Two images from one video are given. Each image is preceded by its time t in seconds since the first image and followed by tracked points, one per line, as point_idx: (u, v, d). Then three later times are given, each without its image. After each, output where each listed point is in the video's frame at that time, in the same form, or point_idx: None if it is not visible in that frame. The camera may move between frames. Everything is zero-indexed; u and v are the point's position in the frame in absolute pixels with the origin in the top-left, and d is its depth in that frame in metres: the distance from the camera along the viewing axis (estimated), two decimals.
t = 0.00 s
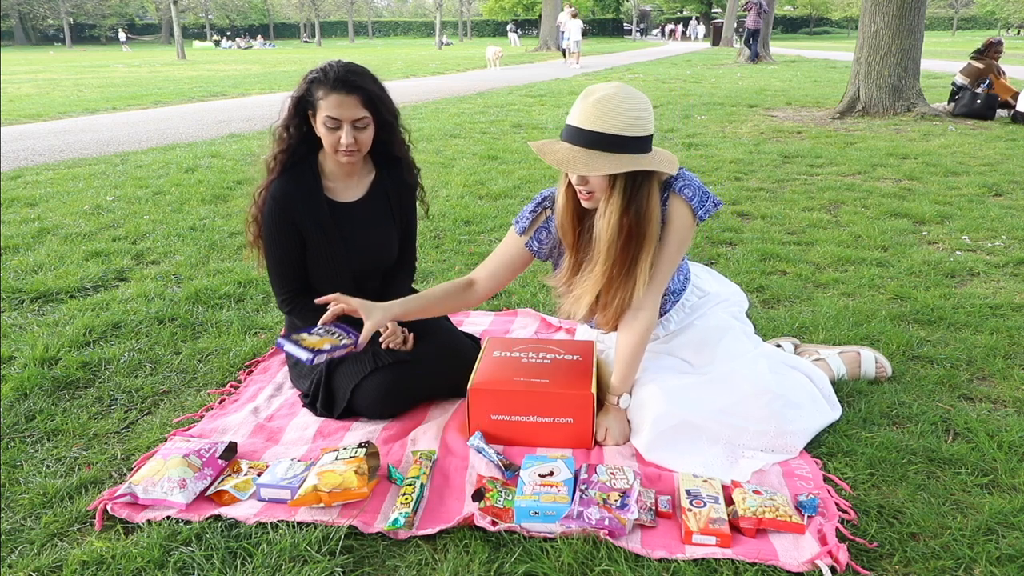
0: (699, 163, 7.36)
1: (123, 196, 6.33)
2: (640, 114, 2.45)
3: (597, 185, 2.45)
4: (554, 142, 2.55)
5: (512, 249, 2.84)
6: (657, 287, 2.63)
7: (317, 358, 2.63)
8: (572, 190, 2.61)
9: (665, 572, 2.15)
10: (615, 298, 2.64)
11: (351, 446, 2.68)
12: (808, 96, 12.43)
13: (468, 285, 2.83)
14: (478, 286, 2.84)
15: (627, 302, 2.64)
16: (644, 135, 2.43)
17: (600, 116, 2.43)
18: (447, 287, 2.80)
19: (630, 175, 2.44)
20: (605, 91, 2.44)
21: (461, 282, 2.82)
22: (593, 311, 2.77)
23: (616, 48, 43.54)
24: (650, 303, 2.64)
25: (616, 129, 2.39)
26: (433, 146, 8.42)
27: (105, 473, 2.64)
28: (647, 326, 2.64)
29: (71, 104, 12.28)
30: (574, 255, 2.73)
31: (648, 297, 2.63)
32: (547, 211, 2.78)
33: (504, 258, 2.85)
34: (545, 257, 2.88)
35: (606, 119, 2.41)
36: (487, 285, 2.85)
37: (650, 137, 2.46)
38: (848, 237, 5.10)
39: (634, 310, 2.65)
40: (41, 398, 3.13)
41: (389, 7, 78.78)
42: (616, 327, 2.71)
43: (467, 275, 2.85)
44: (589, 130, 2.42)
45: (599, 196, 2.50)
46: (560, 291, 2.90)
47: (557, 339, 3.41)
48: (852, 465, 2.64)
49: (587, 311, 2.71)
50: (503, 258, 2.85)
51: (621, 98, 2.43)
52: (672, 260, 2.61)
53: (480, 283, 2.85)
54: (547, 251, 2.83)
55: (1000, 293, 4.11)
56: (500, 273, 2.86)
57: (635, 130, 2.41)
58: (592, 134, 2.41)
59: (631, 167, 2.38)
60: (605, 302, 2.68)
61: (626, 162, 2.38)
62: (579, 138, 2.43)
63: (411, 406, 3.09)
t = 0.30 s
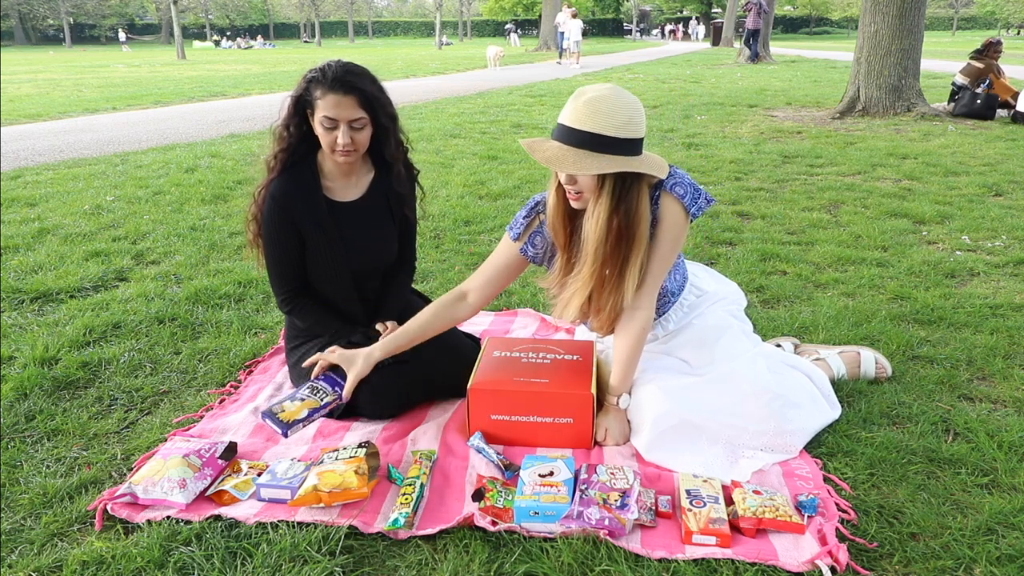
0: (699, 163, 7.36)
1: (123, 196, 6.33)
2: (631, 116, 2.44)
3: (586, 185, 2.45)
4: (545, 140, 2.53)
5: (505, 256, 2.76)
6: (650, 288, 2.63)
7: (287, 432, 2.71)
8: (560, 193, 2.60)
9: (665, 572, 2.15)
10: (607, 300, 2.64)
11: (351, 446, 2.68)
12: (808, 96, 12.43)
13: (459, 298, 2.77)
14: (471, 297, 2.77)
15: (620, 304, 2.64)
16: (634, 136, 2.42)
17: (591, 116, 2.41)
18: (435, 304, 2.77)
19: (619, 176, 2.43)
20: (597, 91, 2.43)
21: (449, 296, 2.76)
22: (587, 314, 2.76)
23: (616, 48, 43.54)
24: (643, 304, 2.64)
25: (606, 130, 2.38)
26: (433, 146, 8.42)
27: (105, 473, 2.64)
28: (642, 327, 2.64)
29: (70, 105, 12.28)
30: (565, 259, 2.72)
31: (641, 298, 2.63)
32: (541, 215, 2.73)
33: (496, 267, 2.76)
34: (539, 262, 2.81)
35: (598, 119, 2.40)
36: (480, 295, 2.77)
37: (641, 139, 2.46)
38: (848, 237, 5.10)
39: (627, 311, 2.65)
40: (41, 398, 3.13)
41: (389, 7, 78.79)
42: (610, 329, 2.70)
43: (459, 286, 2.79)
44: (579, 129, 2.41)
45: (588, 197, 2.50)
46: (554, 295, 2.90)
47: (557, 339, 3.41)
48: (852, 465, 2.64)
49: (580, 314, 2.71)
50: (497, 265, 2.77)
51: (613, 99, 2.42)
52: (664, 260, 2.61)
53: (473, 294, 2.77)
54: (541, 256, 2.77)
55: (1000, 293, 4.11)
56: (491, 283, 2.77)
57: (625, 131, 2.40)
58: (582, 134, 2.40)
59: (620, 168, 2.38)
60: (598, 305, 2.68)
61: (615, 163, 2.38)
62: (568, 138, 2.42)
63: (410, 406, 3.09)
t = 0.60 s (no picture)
0: (699, 163, 7.36)
1: (123, 196, 6.33)
2: (627, 117, 2.44)
3: (583, 188, 2.44)
4: (541, 143, 2.53)
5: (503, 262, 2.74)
6: (647, 288, 2.63)
7: (293, 455, 2.72)
8: (555, 196, 2.59)
9: (665, 572, 2.16)
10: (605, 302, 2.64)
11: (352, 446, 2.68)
12: (808, 96, 12.43)
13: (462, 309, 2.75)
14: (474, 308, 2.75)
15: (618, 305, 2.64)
16: (630, 137, 2.41)
17: (587, 118, 2.41)
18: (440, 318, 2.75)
19: (615, 179, 2.42)
20: (592, 94, 2.43)
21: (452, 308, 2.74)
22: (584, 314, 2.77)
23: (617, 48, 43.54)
24: (641, 304, 2.65)
25: (601, 131, 2.38)
26: (432, 146, 8.41)
27: (105, 473, 2.64)
28: (640, 327, 2.65)
29: (70, 104, 12.28)
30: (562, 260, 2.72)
31: (639, 298, 2.64)
32: (538, 219, 2.72)
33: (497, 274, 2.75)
34: (539, 266, 2.79)
35: (594, 121, 2.40)
36: (482, 305, 2.75)
37: (637, 140, 2.45)
38: (848, 237, 5.10)
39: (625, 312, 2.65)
40: (41, 398, 3.13)
41: (389, 7, 78.78)
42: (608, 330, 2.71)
43: (460, 298, 2.76)
44: (574, 131, 2.41)
45: (585, 199, 2.48)
46: (550, 295, 2.90)
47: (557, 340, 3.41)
48: (852, 465, 2.64)
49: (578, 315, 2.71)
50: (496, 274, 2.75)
51: (608, 101, 2.42)
52: (661, 260, 2.61)
53: (475, 305, 2.75)
54: (541, 260, 2.76)
55: (1000, 293, 4.11)
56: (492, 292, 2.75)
57: (621, 132, 2.40)
58: (578, 137, 2.40)
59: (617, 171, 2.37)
60: (595, 306, 2.68)
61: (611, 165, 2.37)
62: (564, 141, 2.42)
63: (410, 407, 3.09)
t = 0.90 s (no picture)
0: (699, 163, 7.36)
1: (123, 196, 6.33)
2: (628, 120, 2.43)
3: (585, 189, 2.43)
4: (543, 147, 2.53)
5: (504, 265, 2.73)
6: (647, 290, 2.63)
7: (294, 455, 2.72)
8: (557, 198, 2.59)
9: (665, 572, 2.16)
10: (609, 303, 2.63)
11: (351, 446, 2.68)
12: (808, 96, 12.43)
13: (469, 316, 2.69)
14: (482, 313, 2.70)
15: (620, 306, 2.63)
16: (630, 141, 2.41)
17: (588, 121, 2.41)
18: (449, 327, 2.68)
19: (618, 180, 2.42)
20: (593, 97, 2.42)
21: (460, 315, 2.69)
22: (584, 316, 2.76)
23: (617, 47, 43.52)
24: (641, 305, 2.64)
25: (601, 134, 2.38)
26: (432, 146, 8.41)
27: (105, 473, 2.64)
28: (640, 328, 2.65)
29: (70, 104, 12.28)
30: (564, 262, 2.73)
31: (640, 299, 2.63)
32: (538, 221, 2.72)
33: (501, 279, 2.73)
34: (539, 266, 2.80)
35: (594, 124, 2.40)
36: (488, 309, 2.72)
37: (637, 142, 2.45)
38: (848, 237, 5.10)
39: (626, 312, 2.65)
40: (41, 398, 3.13)
41: (390, 7, 78.79)
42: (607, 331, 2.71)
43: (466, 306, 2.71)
44: (574, 134, 2.41)
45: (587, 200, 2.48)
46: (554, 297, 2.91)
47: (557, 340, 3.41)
48: (852, 465, 2.64)
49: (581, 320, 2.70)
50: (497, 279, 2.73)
51: (610, 104, 2.41)
52: (662, 262, 2.62)
53: (482, 310, 2.71)
54: (542, 261, 2.76)
55: (1000, 293, 4.11)
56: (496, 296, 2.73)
57: (621, 136, 2.39)
58: (577, 139, 2.40)
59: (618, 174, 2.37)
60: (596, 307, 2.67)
61: (611, 167, 2.37)
62: (565, 144, 2.43)
63: (410, 407, 3.09)
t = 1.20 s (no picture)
0: (699, 163, 7.36)
1: (123, 196, 6.33)
2: (638, 118, 2.44)
3: (597, 188, 2.44)
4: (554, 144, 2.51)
5: (510, 267, 2.72)
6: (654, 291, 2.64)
7: (293, 455, 2.72)
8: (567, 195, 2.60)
9: (665, 572, 2.16)
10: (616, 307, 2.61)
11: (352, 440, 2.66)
12: (808, 96, 12.43)
13: (480, 322, 2.69)
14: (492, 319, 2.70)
15: (627, 306, 2.62)
16: (640, 138, 2.41)
17: (599, 117, 2.41)
18: (460, 333, 2.69)
19: (629, 179, 2.42)
20: (604, 94, 2.43)
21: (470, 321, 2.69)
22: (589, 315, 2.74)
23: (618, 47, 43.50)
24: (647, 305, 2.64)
25: (612, 130, 2.38)
26: (432, 146, 8.41)
27: (105, 473, 2.64)
28: (645, 329, 2.66)
29: (70, 104, 12.28)
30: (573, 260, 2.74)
31: (647, 300, 2.62)
32: (544, 221, 2.71)
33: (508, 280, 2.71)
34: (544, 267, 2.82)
35: (605, 120, 2.40)
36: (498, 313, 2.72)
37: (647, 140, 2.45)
38: (848, 237, 5.10)
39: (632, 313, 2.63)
40: (41, 398, 3.13)
41: (390, 6, 78.77)
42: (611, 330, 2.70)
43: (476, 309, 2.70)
44: (584, 130, 2.40)
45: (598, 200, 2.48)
46: (559, 296, 2.91)
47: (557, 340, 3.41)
48: (853, 465, 2.64)
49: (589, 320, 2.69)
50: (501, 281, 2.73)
51: (620, 101, 2.42)
52: (669, 263, 2.62)
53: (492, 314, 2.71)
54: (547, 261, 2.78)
55: (1000, 293, 4.11)
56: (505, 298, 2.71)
57: (630, 132, 2.39)
58: (588, 134, 2.39)
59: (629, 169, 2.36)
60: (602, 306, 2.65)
61: (622, 162, 2.37)
62: (574, 139, 2.42)
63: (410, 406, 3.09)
